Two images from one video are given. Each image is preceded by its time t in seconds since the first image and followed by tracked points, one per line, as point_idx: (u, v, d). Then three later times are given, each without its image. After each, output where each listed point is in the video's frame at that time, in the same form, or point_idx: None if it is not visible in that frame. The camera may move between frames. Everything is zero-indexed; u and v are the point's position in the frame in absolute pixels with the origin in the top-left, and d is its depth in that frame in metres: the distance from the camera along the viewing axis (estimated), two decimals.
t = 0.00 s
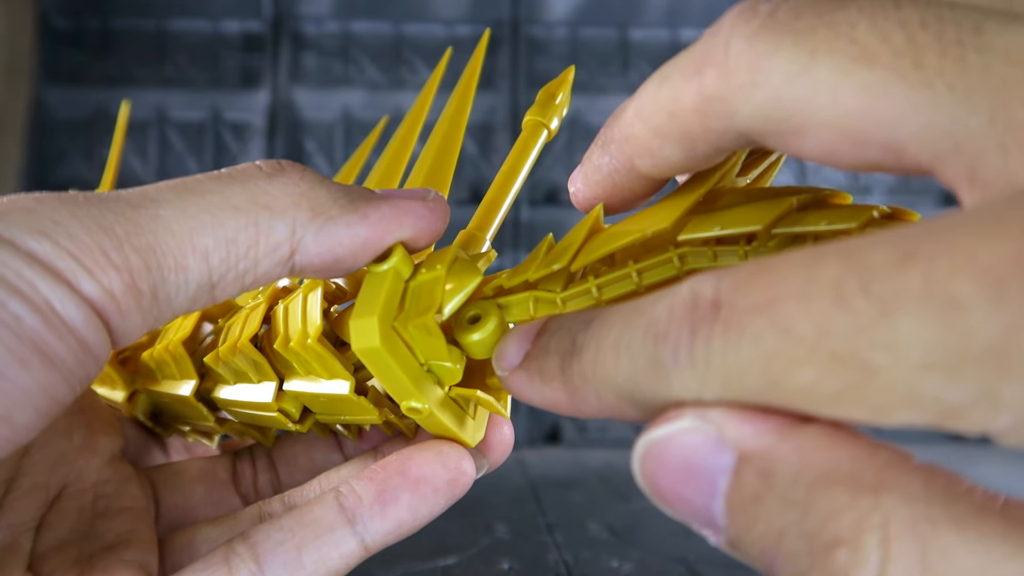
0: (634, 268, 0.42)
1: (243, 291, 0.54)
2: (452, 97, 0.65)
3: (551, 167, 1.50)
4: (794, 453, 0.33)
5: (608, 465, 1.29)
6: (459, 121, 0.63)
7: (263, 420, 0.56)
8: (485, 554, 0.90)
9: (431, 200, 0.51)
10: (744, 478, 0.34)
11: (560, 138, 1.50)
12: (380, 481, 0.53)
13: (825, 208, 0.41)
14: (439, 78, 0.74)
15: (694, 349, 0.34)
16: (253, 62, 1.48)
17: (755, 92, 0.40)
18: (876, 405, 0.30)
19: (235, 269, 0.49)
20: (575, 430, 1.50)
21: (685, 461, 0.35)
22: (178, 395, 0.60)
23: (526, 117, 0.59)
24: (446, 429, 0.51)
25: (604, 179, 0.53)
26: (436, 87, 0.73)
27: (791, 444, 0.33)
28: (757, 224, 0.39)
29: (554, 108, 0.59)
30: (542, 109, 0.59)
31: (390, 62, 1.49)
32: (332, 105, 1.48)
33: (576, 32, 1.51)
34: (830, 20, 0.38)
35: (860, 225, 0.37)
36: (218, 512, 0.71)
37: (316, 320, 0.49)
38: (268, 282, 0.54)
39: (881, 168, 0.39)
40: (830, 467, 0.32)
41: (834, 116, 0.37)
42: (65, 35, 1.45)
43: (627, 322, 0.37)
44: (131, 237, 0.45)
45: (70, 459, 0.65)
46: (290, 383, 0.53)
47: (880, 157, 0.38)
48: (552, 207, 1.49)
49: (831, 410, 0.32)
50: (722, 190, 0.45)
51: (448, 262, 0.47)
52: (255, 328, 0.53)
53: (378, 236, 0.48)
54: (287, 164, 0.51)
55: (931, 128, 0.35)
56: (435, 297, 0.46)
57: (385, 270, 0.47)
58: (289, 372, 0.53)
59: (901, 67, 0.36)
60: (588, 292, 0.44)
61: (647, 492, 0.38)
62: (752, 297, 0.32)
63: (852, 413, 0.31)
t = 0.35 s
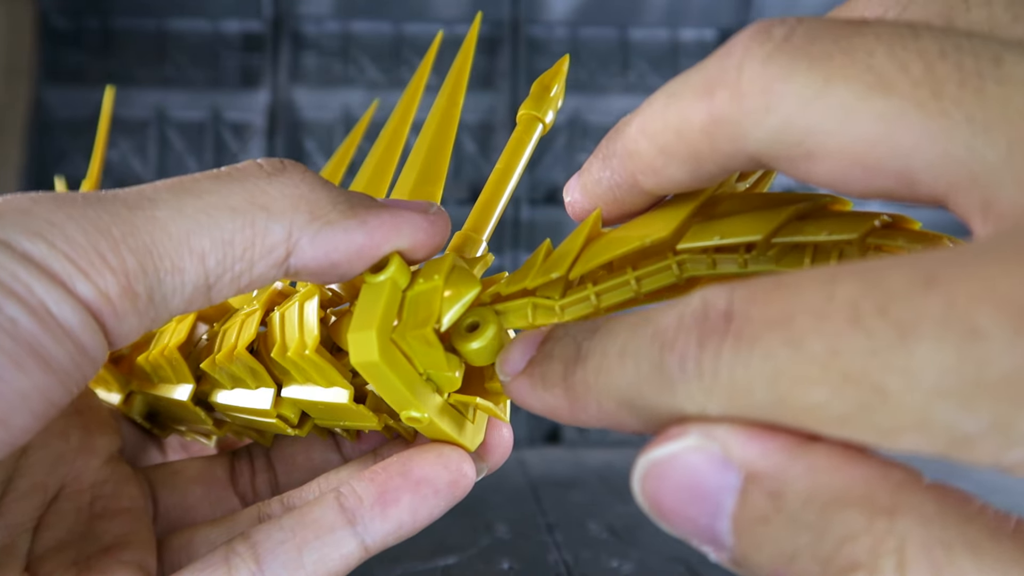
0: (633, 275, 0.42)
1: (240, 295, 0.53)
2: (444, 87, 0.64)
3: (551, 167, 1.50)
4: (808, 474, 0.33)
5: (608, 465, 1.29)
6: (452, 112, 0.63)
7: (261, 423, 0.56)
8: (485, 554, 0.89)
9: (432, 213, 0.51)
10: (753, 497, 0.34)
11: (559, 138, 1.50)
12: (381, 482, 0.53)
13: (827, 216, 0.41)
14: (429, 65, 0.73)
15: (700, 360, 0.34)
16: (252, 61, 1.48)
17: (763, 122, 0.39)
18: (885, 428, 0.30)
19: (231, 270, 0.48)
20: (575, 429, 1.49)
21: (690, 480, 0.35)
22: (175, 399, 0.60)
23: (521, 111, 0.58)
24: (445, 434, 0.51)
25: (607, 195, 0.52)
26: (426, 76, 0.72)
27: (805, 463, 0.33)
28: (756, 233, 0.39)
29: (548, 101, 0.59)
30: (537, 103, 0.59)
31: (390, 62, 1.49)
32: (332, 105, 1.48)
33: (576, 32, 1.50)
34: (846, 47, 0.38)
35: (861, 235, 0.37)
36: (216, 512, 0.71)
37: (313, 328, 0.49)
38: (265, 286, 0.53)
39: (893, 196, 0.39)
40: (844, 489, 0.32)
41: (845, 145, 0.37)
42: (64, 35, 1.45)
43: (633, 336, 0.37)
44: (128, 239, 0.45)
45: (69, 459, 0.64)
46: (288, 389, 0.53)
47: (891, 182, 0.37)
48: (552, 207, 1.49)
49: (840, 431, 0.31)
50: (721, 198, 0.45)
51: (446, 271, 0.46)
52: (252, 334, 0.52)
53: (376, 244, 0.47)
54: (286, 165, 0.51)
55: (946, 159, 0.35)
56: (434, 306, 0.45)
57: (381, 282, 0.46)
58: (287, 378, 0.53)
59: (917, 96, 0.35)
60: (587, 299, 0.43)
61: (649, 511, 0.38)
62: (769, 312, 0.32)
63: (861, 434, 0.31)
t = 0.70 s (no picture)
0: (634, 274, 0.42)
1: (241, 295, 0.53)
2: (446, 89, 0.64)
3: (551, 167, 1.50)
4: (810, 473, 0.33)
5: (607, 465, 1.29)
6: (455, 115, 0.63)
7: (262, 423, 0.57)
8: (485, 554, 0.89)
9: (432, 210, 0.51)
10: (757, 496, 0.34)
11: (560, 138, 1.51)
12: (382, 482, 0.53)
13: (826, 216, 0.41)
14: (433, 66, 0.73)
15: (703, 359, 0.34)
16: (253, 62, 1.48)
17: (772, 124, 0.39)
18: (889, 430, 0.30)
19: (233, 270, 0.48)
20: (575, 430, 1.49)
21: (694, 481, 0.35)
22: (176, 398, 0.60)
23: (522, 114, 0.58)
24: (445, 434, 0.51)
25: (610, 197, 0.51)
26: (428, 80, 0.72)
27: (807, 463, 0.33)
28: (757, 234, 0.39)
29: (550, 104, 0.59)
30: (539, 105, 0.59)
31: (390, 62, 1.49)
32: (332, 105, 1.48)
33: (576, 32, 1.50)
34: (854, 53, 0.38)
35: (860, 235, 0.37)
36: (216, 512, 0.71)
37: (313, 328, 0.49)
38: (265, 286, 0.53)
39: (897, 202, 0.39)
40: (847, 487, 0.32)
41: (851, 150, 0.38)
42: (65, 35, 1.45)
43: (632, 333, 0.37)
44: (130, 239, 0.45)
45: (69, 459, 0.65)
46: (289, 387, 0.53)
47: (899, 187, 0.38)
48: (552, 207, 1.49)
49: (842, 432, 0.32)
50: (721, 201, 0.45)
51: (447, 270, 0.46)
52: (253, 333, 0.52)
53: (377, 244, 0.47)
54: (289, 165, 0.51)
55: (953, 164, 0.35)
56: (435, 305, 0.45)
57: (382, 279, 0.47)
58: (287, 376, 0.53)
59: (926, 102, 0.35)
60: (588, 298, 0.43)
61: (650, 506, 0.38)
62: (769, 313, 0.32)
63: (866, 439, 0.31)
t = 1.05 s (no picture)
0: (635, 297, 0.43)
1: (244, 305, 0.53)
2: (443, 89, 0.64)
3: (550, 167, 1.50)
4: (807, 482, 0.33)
5: (607, 465, 1.29)
6: (452, 115, 0.62)
7: (262, 430, 0.57)
8: (485, 554, 0.89)
9: (437, 229, 0.51)
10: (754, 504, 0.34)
11: (559, 138, 1.50)
12: (385, 484, 0.53)
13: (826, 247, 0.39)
14: (427, 59, 0.73)
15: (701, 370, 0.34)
16: (253, 62, 1.48)
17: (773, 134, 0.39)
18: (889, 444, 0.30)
19: (237, 283, 0.48)
20: (575, 429, 1.49)
21: (709, 406, 0.32)
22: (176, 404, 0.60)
23: (522, 119, 0.58)
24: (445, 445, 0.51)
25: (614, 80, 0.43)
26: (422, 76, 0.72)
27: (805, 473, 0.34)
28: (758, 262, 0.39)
29: (550, 109, 0.59)
30: (538, 111, 0.59)
31: (390, 62, 1.49)
32: (332, 105, 1.48)
33: (576, 32, 1.50)
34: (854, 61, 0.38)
35: (859, 270, 0.37)
36: (214, 515, 0.71)
37: (318, 343, 0.49)
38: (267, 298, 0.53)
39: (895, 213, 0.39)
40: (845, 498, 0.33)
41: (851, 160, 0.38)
42: (65, 34, 1.45)
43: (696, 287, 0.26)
44: (134, 246, 0.45)
45: (67, 461, 0.65)
46: (290, 398, 0.53)
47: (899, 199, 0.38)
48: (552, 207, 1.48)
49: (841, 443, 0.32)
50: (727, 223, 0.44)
51: (451, 289, 0.46)
52: (255, 345, 0.52)
53: (383, 260, 0.48)
54: (295, 181, 0.51)
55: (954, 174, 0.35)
56: (440, 323, 0.46)
57: (387, 299, 0.47)
58: (289, 387, 0.53)
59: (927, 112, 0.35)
60: (590, 319, 0.45)
61: (662, 447, 0.36)
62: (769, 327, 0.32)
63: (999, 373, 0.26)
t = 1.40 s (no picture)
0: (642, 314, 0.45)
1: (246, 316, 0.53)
2: (445, 88, 0.64)
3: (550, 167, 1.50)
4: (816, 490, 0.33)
5: (608, 465, 1.28)
6: (454, 116, 0.62)
7: (264, 434, 0.57)
8: (486, 554, 0.89)
9: (442, 240, 0.51)
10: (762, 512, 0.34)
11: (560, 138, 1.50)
12: (389, 491, 0.53)
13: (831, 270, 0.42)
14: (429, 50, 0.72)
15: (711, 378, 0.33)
16: (253, 62, 1.48)
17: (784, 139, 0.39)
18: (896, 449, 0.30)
19: (242, 292, 0.48)
20: (575, 429, 1.49)
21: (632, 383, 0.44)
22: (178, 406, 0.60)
23: (527, 123, 0.58)
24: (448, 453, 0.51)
25: None
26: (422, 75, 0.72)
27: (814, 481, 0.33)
28: (766, 285, 0.41)
29: (555, 112, 0.59)
30: (543, 114, 0.59)
31: (390, 62, 1.49)
32: (332, 105, 1.48)
33: (576, 32, 1.50)
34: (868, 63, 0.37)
35: (866, 295, 0.39)
36: (214, 517, 0.71)
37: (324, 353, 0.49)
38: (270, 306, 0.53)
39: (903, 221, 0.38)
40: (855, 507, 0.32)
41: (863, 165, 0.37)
42: (64, 34, 1.44)
43: None
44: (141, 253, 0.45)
45: (68, 462, 0.64)
46: (295, 405, 0.53)
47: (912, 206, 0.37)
48: (553, 207, 1.49)
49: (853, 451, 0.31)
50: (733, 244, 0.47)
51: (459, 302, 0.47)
52: (258, 354, 0.52)
53: (387, 272, 0.48)
54: (302, 193, 0.51)
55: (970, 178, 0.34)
56: (445, 337, 0.46)
57: (394, 312, 0.47)
58: (292, 394, 0.53)
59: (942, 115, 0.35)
60: (596, 334, 0.46)
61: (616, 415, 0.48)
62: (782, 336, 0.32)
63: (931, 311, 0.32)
